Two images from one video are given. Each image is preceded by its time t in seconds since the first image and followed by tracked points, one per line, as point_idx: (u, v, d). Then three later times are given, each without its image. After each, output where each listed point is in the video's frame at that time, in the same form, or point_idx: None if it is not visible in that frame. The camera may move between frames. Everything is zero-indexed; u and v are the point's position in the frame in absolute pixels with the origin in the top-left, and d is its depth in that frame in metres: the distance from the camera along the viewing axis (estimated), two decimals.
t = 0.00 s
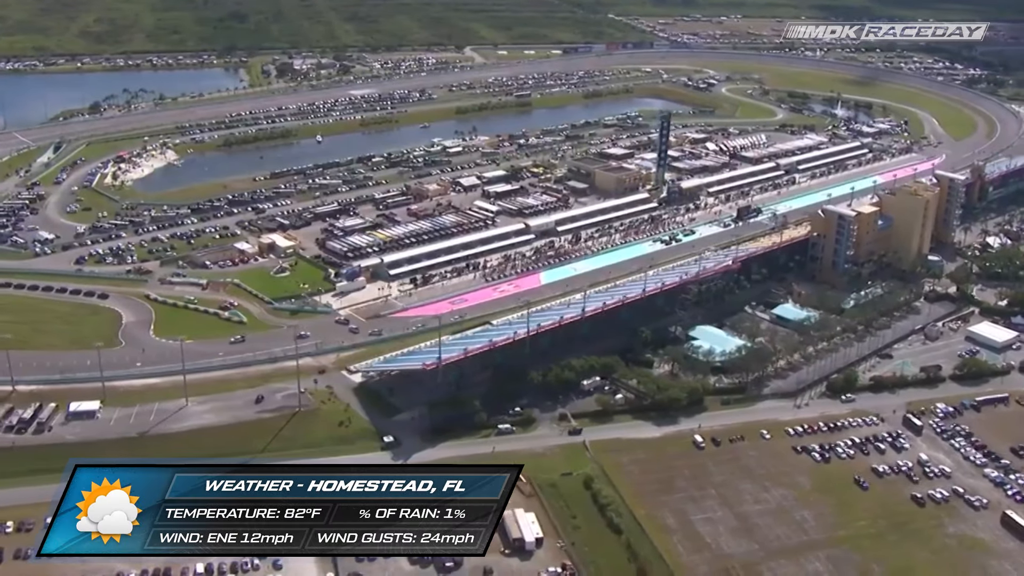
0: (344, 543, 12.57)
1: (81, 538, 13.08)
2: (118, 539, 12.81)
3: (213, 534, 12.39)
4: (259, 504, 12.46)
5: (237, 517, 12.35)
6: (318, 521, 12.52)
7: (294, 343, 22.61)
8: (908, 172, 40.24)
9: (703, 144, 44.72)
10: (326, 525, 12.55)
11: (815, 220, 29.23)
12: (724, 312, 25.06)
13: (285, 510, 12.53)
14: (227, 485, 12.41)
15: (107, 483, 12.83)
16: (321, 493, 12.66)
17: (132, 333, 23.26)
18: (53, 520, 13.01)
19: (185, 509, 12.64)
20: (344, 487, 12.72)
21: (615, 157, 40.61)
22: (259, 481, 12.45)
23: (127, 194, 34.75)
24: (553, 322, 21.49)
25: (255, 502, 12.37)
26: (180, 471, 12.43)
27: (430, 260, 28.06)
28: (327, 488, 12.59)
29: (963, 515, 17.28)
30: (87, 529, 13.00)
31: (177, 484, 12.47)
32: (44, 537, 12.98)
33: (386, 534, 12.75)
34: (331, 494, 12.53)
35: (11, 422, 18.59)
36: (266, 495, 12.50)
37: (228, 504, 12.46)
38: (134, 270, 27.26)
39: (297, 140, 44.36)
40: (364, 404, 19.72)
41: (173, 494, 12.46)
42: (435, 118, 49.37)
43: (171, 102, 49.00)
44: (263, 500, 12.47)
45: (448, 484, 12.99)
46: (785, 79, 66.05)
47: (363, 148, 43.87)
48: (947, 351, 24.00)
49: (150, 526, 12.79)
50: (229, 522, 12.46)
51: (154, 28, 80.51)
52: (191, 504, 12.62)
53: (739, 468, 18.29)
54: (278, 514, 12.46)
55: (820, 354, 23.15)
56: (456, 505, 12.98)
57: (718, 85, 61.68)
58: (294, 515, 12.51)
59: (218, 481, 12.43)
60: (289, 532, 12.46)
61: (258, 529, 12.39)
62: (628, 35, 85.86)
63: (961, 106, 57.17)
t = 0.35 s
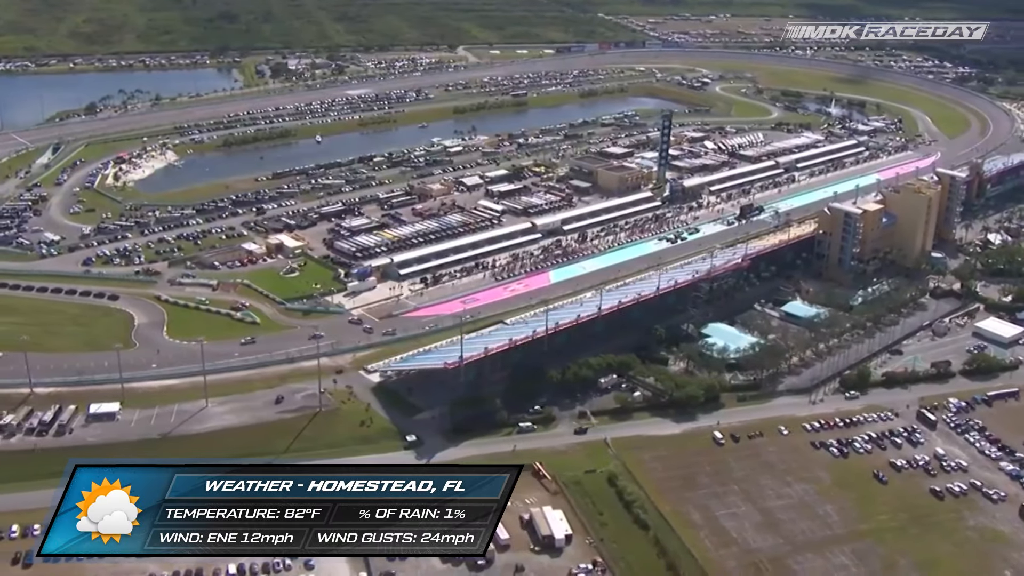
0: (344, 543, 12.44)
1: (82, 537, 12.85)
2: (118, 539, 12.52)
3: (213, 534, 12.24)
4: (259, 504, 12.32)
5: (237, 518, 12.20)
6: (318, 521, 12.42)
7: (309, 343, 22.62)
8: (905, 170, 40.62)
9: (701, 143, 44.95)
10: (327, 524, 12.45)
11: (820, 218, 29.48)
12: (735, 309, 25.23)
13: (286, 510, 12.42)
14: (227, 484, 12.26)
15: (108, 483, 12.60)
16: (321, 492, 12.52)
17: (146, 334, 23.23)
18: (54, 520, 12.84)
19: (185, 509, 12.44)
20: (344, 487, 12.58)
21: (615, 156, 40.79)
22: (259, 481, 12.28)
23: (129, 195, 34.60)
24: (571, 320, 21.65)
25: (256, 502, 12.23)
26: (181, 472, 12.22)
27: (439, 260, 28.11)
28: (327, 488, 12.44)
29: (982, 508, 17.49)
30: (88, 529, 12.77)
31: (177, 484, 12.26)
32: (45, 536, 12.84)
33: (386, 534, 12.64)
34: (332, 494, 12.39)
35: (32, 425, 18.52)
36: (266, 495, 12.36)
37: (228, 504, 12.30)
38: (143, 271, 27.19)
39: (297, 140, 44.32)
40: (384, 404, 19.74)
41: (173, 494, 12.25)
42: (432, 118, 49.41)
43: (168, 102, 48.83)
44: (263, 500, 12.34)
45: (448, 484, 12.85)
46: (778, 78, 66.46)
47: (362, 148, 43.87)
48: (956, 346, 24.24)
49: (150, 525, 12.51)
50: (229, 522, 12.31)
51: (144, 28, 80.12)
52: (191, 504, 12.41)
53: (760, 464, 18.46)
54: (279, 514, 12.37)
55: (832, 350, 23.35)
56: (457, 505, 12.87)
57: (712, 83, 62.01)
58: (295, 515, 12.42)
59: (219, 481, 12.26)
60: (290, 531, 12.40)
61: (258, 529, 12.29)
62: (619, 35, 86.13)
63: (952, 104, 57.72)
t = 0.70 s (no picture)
0: (344, 543, 12.38)
1: (82, 537, 13.01)
2: (118, 539, 12.70)
3: (213, 533, 12.26)
4: (259, 503, 12.29)
5: (237, 518, 12.20)
6: (318, 520, 12.36)
7: (323, 344, 22.65)
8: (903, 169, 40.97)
9: (700, 142, 45.13)
10: (326, 525, 12.39)
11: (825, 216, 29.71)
12: (744, 307, 25.41)
13: (285, 510, 12.38)
14: (227, 484, 12.21)
15: (108, 483, 12.67)
16: (321, 492, 12.43)
17: (158, 335, 23.20)
18: (54, 519, 12.93)
19: (185, 508, 12.44)
20: (344, 487, 12.50)
21: (616, 155, 40.94)
22: (258, 482, 12.21)
23: (132, 195, 34.50)
24: (587, 318, 21.79)
25: (255, 503, 12.19)
26: (181, 471, 12.21)
27: (447, 259, 28.19)
28: (327, 488, 12.34)
29: (999, 502, 17.71)
30: (88, 529, 12.91)
31: (177, 484, 12.25)
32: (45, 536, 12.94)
33: (386, 534, 12.48)
34: (331, 494, 12.31)
35: (50, 428, 18.46)
36: (266, 494, 12.31)
37: (228, 504, 12.29)
38: (151, 272, 27.13)
39: (295, 140, 44.25)
40: (402, 403, 19.78)
41: (173, 494, 12.25)
42: (430, 118, 49.42)
43: (165, 103, 48.60)
44: (263, 500, 12.30)
45: (448, 484, 12.71)
46: (771, 77, 66.79)
47: (361, 148, 43.84)
48: (963, 343, 24.49)
49: (150, 525, 12.59)
50: (229, 522, 12.32)
51: (135, 28, 79.68)
52: (191, 504, 12.41)
53: (778, 460, 18.64)
54: (279, 514, 12.33)
55: (842, 347, 23.56)
56: (457, 505, 12.76)
57: (706, 83, 62.26)
58: (294, 515, 12.37)
59: (218, 481, 12.22)
60: (289, 531, 12.37)
61: (258, 529, 12.28)
62: (611, 35, 86.31)
63: (945, 103, 58.19)
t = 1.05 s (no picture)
0: (344, 543, 12.25)
1: (81, 537, 12.80)
2: (118, 539, 12.50)
3: (213, 534, 12.01)
4: (259, 504, 12.10)
5: (237, 518, 11.98)
6: (318, 520, 12.22)
7: (338, 344, 22.67)
8: (899, 168, 41.35)
9: (698, 142, 45.35)
10: (326, 524, 12.26)
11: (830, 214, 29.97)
12: (754, 305, 25.59)
13: (285, 510, 12.20)
14: (227, 484, 11.99)
15: (108, 483, 12.52)
16: (321, 491, 12.26)
17: (172, 337, 23.14)
18: (53, 519, 12.73)
19: (185, 509, 12.25)
20: (344, 487, 12.36)
21: (616, 155, 41.13)
22: (259, 481, 12.01)
23: (135, 197, 34.38)
24: (604, 317, 21.92)
25: (256, 503, 12.00)
26: (181, 471, 12.02)
27: (456, 259, 28.26)
28: (327, 488, 12.18)
29: (1016, 496, 17.94)
30: (88, 529, 12.72)
31: (177, 484, 12.06)
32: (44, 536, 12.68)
33: (387, 534, 12.35)
34: (331, 494, 12.16)
35: (72, 430, 18.40)
36: (266, 494, 12.12)
37: (228, 504, 12.07)
38: (160, 273, 27.06)
39: (294, 141, 44.20)
40: (422, 403, 19.84)
41: (173, 494, 12.06)
42: (428, 118, 49.46)
43: (161, 104, 48.38)
44: (263, 500, 12.12)
45: (449, 484, 12.58)
46: (764, 76, 67.19)
47: (361, 148, 43.84)
48: (970, 339, 24.75)
49: (150, 526, 12.42)
50: (229, 522, 12.10)
51: (125, 28, 79.22)
52: (191, 504, 12.21)
53: (797, 456, 18.84)
54: (279, 514, 12.15)
55: (852, 344, 23.79)
56: (457, 505, 12.70)
57: (700, 82, 62.55)
58: (295, 515, 12.21)
59: (218, 481, 11.99)
60: (289, 531, 12.21)
61: (258, 529, 12.09)
62: (602, 34, 86.55)
63: (936, 102, 58.73)
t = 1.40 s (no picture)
0: (344, 543, 11.82)
1: (81, 537, 12.40)
2: (118, 539, 12.13)
3: (213, 534, 11.58)
4: (260, 503, 11.61)
5: (237, 518, 11.51)
6: (318, 520, 11.73)
7: (352, 345, 22.69)
8: (896, 167, 41.69)
9: (696, 141, 45.55)
10: (326, 524, 11.78)
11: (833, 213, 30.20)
12: (762, 304, 25.78)
13: (286, 510, 11.69)
14: (228, 484, 11.53)
15: (108, 482, 12.10)
16: (321, 491, 11.75)
17: (185, 339, 23.11)
18: (53, 519, 12.34)
19: (185, 508, 11.83)
20: (345, 484, 11.80)
21: (616, 154, 41.31)
22: (259, 481, 11.53)
23: (137, 198, 34.29)
24: (619, 316, 22.05)
25: (256, 503, 11.51)
26: (181, 471, 11.56)
27: (464, 260, 28.33)
28: (327, 487, 11.63)
29: None
30: (88, 529, 12.31)
31: (177, 484, 11.61)
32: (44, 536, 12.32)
33: (387, 534, 11.88)
34: (332, 494, 11.65)
35: (91, 433, 18.37)
36: (267, 494, 11.62)
37: (228, 504, 11.61)
38: (168, 276, 27.00)
39: (294, 141, 44.18)
40: (440, 403, 19.90)
41: (172, 494, 11.61)
42: (426, 118, 49.53)
43: (158, 105, 48.23)
44: (263, 499, 11.62)
45: (448, 484, 12.04)
46: (757, 76, 67.57)
47: (360, 149, 43.84)
48: (976, 336, 25.01)
49: (150, 525, 12.04)
50: (229, 522, 11.64)
51: (116, 29, 78.87)
52: (191, 504, 11.78)
53: (814, 453, 19.03)
54: (279, 514, 11.65)
55: (861, 342, 24.02)
56: (457, 505, 12.20)
57: (694, 81, 62.84)
58: (294, 515, 11.70)
59: (218, 481, 11.52)
60: (289, 532, 11.70)
61: (258, 530, 11.58)
62: (593, 34, 86.80)
63: (929, 100, 59.22)
